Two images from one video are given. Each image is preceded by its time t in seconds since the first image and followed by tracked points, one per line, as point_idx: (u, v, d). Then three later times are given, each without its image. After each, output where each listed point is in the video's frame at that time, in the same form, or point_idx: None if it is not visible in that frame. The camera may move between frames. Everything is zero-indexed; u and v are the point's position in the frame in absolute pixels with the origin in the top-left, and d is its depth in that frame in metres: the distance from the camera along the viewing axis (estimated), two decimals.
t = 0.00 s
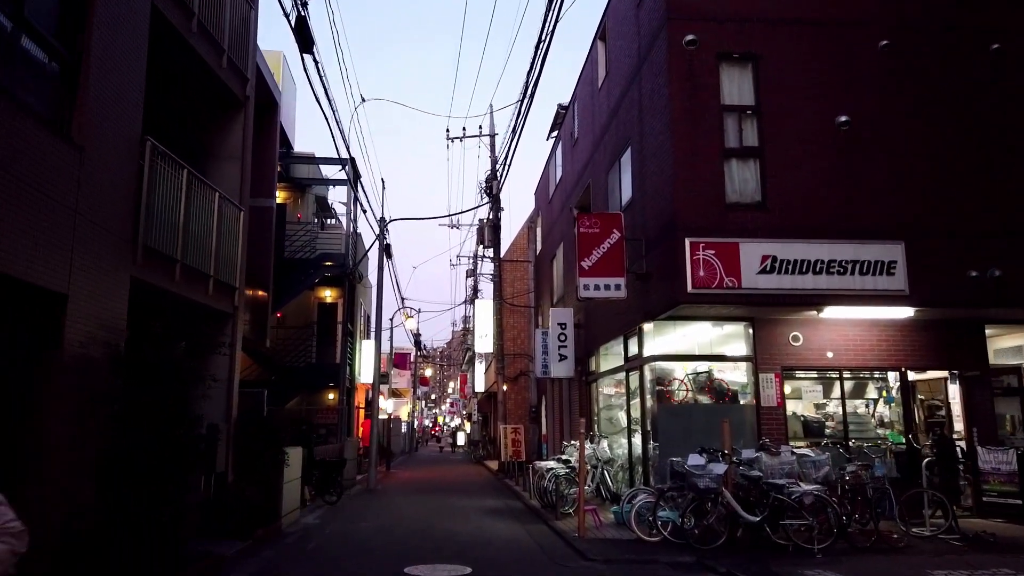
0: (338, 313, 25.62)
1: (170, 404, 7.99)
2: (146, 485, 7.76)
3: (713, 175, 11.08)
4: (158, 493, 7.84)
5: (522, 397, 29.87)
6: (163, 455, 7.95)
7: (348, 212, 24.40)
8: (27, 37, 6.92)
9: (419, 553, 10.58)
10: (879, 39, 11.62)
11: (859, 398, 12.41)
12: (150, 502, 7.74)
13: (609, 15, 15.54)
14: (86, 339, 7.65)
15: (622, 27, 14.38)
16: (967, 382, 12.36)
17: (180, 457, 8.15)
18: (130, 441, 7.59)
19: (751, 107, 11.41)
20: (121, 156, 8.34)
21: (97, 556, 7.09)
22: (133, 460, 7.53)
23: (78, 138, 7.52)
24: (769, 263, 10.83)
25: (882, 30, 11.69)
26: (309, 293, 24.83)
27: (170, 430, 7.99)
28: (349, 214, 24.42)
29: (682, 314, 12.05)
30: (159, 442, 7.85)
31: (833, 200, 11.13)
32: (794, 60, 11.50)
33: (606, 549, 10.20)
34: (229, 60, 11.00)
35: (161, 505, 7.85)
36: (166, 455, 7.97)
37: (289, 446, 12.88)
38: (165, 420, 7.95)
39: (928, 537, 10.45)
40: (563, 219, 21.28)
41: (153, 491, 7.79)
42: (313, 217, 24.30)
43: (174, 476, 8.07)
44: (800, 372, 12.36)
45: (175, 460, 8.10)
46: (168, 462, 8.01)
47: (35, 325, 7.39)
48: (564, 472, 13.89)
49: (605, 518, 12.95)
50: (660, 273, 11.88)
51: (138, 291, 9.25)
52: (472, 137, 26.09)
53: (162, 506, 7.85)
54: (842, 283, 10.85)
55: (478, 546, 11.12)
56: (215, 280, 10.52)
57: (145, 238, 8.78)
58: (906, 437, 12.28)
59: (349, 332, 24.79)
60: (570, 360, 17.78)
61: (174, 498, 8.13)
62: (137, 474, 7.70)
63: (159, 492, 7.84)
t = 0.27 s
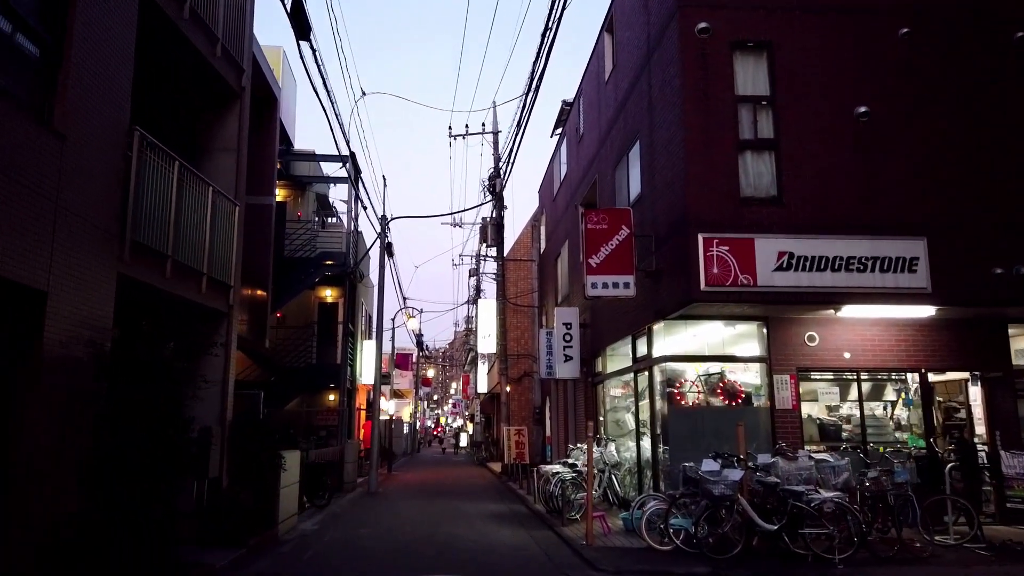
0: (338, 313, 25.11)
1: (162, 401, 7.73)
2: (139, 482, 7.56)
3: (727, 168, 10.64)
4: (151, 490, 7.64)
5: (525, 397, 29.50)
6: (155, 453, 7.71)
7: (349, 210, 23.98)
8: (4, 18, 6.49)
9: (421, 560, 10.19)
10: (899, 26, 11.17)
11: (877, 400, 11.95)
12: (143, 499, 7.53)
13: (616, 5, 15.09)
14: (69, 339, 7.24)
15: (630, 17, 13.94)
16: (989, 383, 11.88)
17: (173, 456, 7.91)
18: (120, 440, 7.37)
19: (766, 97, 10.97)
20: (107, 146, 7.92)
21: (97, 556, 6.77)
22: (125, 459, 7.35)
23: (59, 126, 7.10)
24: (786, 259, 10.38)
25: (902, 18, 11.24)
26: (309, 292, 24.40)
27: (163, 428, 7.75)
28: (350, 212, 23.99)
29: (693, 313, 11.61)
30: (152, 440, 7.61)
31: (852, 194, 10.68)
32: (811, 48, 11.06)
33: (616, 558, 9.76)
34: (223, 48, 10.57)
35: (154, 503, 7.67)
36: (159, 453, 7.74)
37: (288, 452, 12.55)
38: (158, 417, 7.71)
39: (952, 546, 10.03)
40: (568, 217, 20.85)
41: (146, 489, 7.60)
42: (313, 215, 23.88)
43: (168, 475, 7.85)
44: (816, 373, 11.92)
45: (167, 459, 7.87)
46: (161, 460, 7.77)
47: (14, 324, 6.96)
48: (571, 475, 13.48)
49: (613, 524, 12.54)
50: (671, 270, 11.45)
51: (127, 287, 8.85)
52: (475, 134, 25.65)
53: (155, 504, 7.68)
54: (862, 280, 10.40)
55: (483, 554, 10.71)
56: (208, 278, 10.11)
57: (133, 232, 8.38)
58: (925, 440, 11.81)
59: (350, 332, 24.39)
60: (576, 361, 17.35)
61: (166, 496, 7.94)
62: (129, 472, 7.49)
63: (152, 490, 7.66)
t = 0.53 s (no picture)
0: (340, 310, 24.72)
1: (153, 394, 7.34)
2: (128, 472, 7.07)
3: (742, 153, 10.19)
4: (140, 481, 7.13)
5: (529, 396, 29.07)
6: (146, 443, 7.23)
7: (350, 205, 23.55)
8: None
9: (422, 561, 9.76)
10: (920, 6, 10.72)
11: (896, 396, 11.50)
12: (131, 490, 7.05)
13: None
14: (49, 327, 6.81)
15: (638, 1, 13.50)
16: (1013, 378, 11.43)
17: (166, 447, 7.41)
18: (106, 431, 6.94)
19: (781, 80, 10.53)
20: (91, 125, 7.50)
21: (98, 556, 6.75)
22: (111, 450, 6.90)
23: (38, 101, 6.67)
24: (804, 248, 9.93)
25: None
26: (308, 289, 23.98)
27: (152, 418, 7.29)
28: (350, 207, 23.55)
29: (706, 306, 11.17)
30: (140, 429, 7.15)
31: (872, 179, 10.23)
32: (829, 29, 10.61)
33: (627, 560, 9.32)
34: (216, 29, 10.15)
35: (142, 494, 7.12)
36: (149, 442, 7.24)
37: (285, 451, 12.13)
38: (147, 407, 7.26)
39: (980, 548, 9.58)
40: (572, 210, 20.40)
41: (135, 479, 7.10)
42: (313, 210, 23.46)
43: (159, 466, 7.31)
44: (833, 368, 11.47)
45: (160, 450, 7.37)
46: (151, 450, 7.26)
47: None
48: (578, 474, 13.02)
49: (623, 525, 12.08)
50: (683, 260, 10.99)
51: (113, 275, 8.40)
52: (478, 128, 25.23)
53: (143, 495, 7.15)
54: (884, 269, 9.95)
55: (488, 556, 10.28)
56: (201, 266, 9.67)
57: (121, 217, 7.94)
58: (948, 438, 11.42)
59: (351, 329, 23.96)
60: (581, 357, 16.91)
61: (158, 488, 7.32)
62: (118, 463, 7.02)
63: (142, 480, 7.15)
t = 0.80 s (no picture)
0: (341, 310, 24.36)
1: (145, 393, 7.08)
2: (127, 472, 6.90)
3: (759, 145, 9.77)
4: (139, 480, 7.02)
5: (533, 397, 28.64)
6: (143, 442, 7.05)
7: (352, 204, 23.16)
8: None
9: (425, 570, 9.35)
10: None
11: (918, 398, 11.06)
12: (132, 489, 6.94)
13: None
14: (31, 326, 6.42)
15: None
16: None
17: (163, 446, 7.29)
18: (99, 429, 6.66)
19: (800, 69, 10.11)
20: (77, 114, 7.11)
21: (97, 556, 6.40)
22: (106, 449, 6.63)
23: (19, 86, 6.28)
24: (824, 243, 9.50)
25: None
26: (309, 288, 23.57)
27: (148, 417, 7.09)
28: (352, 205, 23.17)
29: (721, 304, 10.74)
30: (136, 429, 6.95)
31: (895, 172, 9.80)
32: (848, 16, 10.20)
33: (640, 570, 8.89)
34: (211, 17, 9.76)
35: (140, 493, 7.07)
36: (147, 442, 7.08)
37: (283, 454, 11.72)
38: (142, 407, 7.05)
39: (1010, 557, 9.04)
40: (578, 208, 19.98)
41: (135, 479, 6.97)
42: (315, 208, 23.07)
43: (159, 465, 7.21)
44: (853, 369, 11.04)
45: (158, 449, 7.25)
46: (150, 449, 7.11)
47: None
48: (587, 479, 12.59)
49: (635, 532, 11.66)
50: (697, 256, 10.57)
51: (101, 272, 7.99)
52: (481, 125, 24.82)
53: (142, 494, 7.11)
54: (909, 266, 9.52)
55: (496, 564, 9.85)
56: (195, 264, 9.27)
57: (108, 212, 7.53)
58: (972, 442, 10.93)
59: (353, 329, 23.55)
60: (588, 357, 16.49)
61: (154, 487, 7.32)
62: (115, 463, 6.79)
63: (141, 480, 7.04)
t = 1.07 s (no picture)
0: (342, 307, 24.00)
1: (143, 392, 6.71)
2: (126, 472, 6.52)
3: (777, 129, 9.36)
4: (139, 480, 6.70)
5: (536, 396, 28.22)
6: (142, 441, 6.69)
7: (352, 199, 22.78)
8: None
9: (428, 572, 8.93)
10: None
11: (941, 395, 10.62)
12: (131, 489, 6.63)
13: None
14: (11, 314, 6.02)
15: None
16: None
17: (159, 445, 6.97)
18: (100, 430, 6.15)
19: (819, 51, 9.70)
20: (62, 91, 6.72)
21: (98, 556, 6.07)
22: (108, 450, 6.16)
23: None
24: (846, 232, 9.09)
25: None
26: (309, 285, 23.18)
27: (146, 417, 6.74)
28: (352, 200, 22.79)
29: (736, 297, 10.33)
30: (136, 429, 6.59)
31: (920, 157, 9.39)
32: None
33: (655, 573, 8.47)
34: None
35: (138, 493, 6.75)
36: (145, 442, 6.72)
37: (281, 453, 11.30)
38: (141, 407, 6.68)
39: None
40: (583, 202, 19.58)
41: (135, 478, 6.65)
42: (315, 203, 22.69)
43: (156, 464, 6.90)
44: (873, 364, 10.63)
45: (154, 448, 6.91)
46: (148, 448, 6.76)
47: None
48: (596, 479, 12.13)
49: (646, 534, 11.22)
50: (711, 246, 10.15)
51: (89, 260, 7.59)
52: (484, 119, 24.42)
53: (140, 494, 6.83)
54: (936, 255, 9.09)
55: (503, 566, 9.44)
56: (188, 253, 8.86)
57: (93, 197, 7.15)
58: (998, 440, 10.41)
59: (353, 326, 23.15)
60: (595, 354, 16.07)
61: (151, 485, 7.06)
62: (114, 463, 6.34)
63: (140, 479, 6.71)
